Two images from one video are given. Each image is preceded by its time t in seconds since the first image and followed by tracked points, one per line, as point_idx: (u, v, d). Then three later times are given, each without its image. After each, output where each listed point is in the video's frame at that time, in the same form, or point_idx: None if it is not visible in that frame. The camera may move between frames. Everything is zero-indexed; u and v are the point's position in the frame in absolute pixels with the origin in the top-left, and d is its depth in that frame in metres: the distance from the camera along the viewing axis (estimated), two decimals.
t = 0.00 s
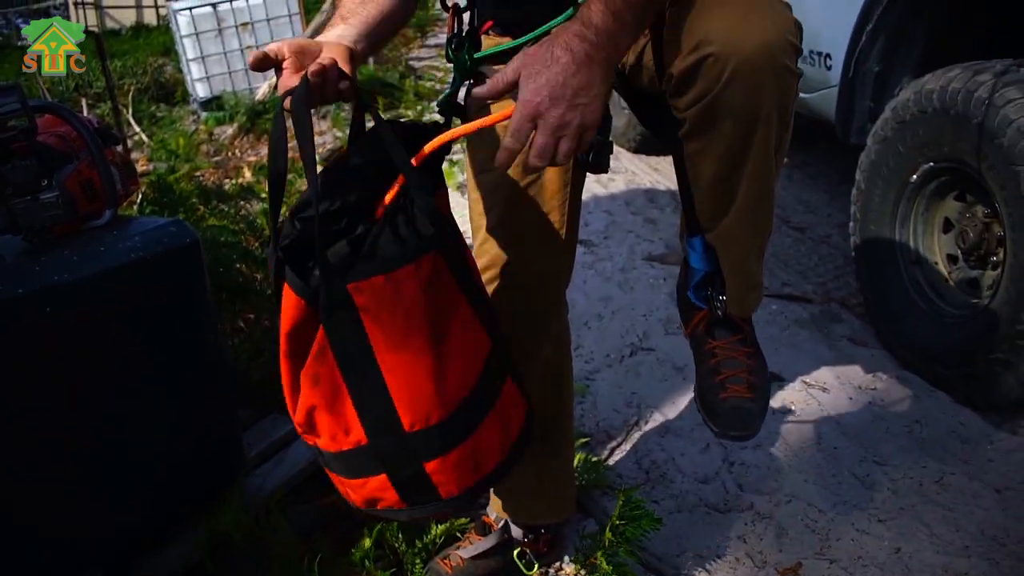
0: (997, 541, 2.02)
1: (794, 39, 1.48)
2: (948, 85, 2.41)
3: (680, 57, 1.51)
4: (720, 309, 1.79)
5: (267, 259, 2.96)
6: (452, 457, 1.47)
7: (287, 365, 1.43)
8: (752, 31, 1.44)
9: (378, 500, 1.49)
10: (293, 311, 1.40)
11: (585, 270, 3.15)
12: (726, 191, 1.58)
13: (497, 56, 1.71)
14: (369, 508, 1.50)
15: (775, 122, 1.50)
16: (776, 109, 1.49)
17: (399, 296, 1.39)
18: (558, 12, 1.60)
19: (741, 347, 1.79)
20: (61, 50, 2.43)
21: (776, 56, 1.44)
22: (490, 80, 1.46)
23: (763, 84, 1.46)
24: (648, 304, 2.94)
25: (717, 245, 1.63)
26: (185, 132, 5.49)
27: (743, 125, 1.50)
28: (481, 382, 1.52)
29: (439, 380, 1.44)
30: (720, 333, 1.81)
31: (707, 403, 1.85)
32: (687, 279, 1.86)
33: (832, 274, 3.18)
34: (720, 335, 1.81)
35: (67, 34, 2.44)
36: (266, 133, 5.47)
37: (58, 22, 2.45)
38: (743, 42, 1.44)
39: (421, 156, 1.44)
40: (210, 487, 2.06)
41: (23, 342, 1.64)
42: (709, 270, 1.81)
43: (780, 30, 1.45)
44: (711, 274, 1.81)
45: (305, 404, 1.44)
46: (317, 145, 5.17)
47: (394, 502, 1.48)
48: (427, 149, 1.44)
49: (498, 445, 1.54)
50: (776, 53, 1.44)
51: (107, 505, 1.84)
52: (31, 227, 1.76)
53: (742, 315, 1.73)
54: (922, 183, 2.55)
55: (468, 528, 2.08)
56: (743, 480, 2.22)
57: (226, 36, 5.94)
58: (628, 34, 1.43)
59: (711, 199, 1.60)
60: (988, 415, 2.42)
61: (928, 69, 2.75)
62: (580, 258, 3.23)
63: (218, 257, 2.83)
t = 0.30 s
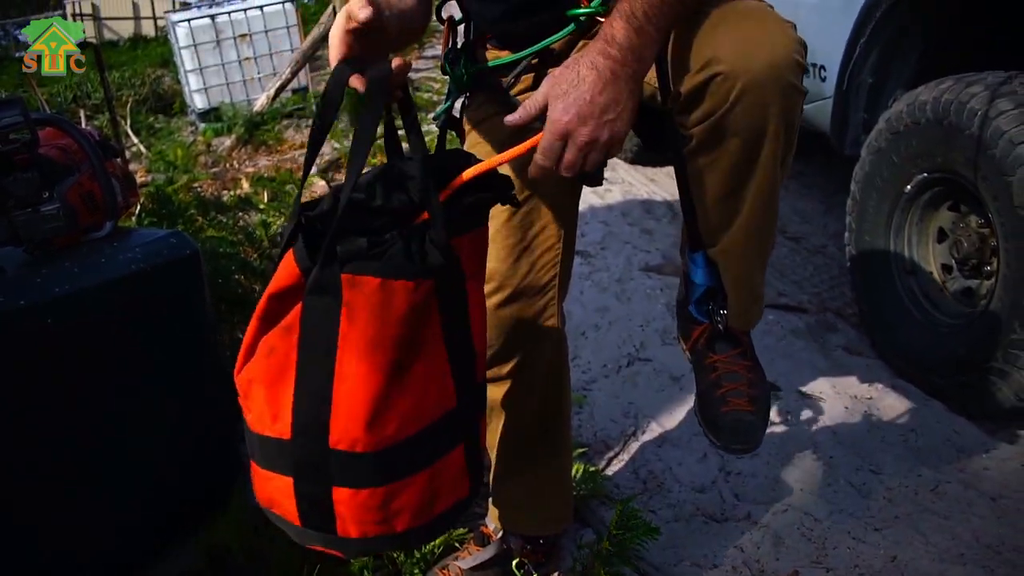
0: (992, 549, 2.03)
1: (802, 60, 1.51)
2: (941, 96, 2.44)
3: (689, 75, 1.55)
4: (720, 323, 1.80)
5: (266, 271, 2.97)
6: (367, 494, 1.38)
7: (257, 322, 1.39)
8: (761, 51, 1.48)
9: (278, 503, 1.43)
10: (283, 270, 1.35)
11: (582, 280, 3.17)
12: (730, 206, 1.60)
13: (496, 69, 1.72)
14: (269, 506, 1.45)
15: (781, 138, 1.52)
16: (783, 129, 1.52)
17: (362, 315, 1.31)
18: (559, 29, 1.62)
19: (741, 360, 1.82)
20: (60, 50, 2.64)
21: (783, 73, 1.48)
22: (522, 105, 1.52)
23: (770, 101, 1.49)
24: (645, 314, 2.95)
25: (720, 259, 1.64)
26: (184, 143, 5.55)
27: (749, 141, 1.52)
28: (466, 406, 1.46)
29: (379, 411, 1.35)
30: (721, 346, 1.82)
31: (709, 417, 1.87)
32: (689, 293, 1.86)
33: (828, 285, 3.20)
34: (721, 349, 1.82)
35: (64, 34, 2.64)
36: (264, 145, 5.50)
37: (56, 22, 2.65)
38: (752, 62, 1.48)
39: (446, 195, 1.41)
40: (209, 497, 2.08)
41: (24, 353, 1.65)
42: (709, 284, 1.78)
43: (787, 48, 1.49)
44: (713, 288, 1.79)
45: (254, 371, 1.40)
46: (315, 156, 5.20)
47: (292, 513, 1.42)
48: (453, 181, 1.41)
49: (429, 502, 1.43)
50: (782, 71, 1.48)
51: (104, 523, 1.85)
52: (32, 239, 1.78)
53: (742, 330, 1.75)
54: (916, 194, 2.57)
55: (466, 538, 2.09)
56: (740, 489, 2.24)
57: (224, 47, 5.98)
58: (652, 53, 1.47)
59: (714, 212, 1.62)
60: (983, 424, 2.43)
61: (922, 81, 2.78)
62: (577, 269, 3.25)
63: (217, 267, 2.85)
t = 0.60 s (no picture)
0: (991, 558, 2.04)
1: (807, 75, 1.48)
2: (937, 108, 2.46)
3: (692, 94, 1.50)
4: (726, 336, 1.83)
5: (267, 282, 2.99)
6: (405, 497, 1.44)
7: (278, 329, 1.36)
8: (766, 68, 1.45)
9: (299, 531, 1.40)
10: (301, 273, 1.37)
11: (582, 291, 3.19)
12: (735, 223, 1.58)
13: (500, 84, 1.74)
14: (279, 537, 1.41)
15: (785, 155, 1.50)
16: (788, 145, 1.49)
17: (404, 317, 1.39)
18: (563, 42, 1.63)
19: (747, 373, 1.84)
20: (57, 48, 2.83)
21: (788, 93, 1.44)
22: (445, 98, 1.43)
23: (775, 120, 1.46)
24: (644, 324, 2.97)
25: (724, 273, 1.63)
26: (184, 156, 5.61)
27: (754, 159, 1.50)
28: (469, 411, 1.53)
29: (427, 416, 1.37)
30: (727, 359, 1.85)
31: (713, 430, 1.86)
32: (693, 307, 1.88)
33: (826, 295, 3.22)
34: (727, 362, 1.85)
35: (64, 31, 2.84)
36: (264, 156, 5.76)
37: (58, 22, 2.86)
38: (757, 79, 1.44)
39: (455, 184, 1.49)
40: (210, 508, 2.08)
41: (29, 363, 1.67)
42: (712, 297, 1.82)
43: (790, 66, 1.45)
44: (716, 301, 1.83)
45: (288, 386, 1.37)
46: (314, 168, 5.23)
47: (317, 537, 1.41)
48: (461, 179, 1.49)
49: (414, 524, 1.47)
50: (787, 90, 1.45)
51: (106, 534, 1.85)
52: (36, 251, 1.79)
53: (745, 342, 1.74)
54: (913, 204, 2.59)
55: (467, 547, 2.10)
56: (740, 498, 2.24)
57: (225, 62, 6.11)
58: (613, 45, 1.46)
59: (717, 228, 1.59)
60: (982, 433, 2.44)
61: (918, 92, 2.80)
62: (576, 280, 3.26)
63: (218, 278, 2.88)
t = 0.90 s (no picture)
0: None
1: (818, 109, 1.49)
2: (936, 133, 2.49)
3: (704, 127, 1.51)
4: (732, 365, 1.83)
5: (271, 305, 3.01)
6: (491, 504, 1.37)
7: (363, 360, 1.23)
8: (778, 102, 1.46)
9: (402, 554, 1.30)
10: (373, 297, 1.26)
11: (584, 315, 3.20)
12: (744, 253, 1.57)
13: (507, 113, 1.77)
14: (379, 566, 1.30)
15: (796, 188, 1.50)
16: (799, 178, 1.50)
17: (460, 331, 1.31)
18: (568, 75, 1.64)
19: (751, 403, 1.85)
20: (59, 51, 2.95)
21: (800, 126, 1.46)
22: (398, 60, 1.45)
23: (787, 153, 1.46)
24: (646, 348, 2.98)
25: (732, 303, 1.62)
26: (188, 180, 5.67)
27: (765, 191, 1.50)
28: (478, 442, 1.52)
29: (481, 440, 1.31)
30: (731, 389, 1.85)
31: (718, 457, 1.86)
32: (700, 336, 1.89)
33: (828, 319, 3.23)
34: (732, 392, 1.85)
35: (63, 34, 2.97)
36: (268, 179, 5.86)
37: (57, 24, 2.99)
38: (770, 113, 1.45)
39: (470, 220, 1.60)
40: (214, 533, 2.08)
41: (36, 388, 1.68)
42: (719, 327, 1.81)
43: (804, 101, 1.47)
44: (723, 331, 1.83)
45: (385, 411, 1.25)
46: (317, 191, 5.28)
47: (418, 558, 1.31)
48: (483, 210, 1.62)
49: (493, 531, 1.41)
50: (800, 124, 1.46)
51: (110, 560, 1.85)
52: (45, 276, 1.81)
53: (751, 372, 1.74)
54: (914, 229, 2.61)
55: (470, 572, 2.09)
56: (743, 523, 2.24)
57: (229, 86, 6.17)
58: (546, 60, 1.56)
59: (725, 258, 1.59)
60: (985, 458, 2.44)
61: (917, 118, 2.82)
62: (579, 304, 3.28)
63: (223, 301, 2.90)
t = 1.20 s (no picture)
0: None
1: (818, 145, 1.52)
2: (931, 165, 2.51)
3: (706, 161, 1.53)
4: (731, 395, 1.84)
5: (271, 330, 3.03)
6: (542, 521, 1.41)
7: (409, 398, 1.26)
8: (778, 138, 1.48)
9: None
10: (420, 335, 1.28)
11: (582, 343, 3.22)
12: (744, 285, 1.59)
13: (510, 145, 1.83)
14: None
15: (796, 221, 1.52)
16: (799, 212, 1.52)
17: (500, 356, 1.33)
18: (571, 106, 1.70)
19: (749, 432, 1.85)
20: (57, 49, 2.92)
21: (801, 161, 1.48)
22: (436, 106, 1.48)
23: (788, 187, 1.49)
24: (644, 377, 2.98)
25: (731, 333, 1.63)
26: (189, 204, 5.72)
27: (766, 224, 1.52)
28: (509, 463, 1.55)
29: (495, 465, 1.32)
30: (730, 418, 1.86)
31: (717, 486, 1.87)
32: (699, 365, 1.90)
33: (825, 348, 3.25)
34: (730, 421, 1.86)
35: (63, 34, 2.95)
36: (267, 204, 5.91)
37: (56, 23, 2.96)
38: (770, 149, 1.48)
39: (520, 233, 1.47)
40: (212, 559, 2.08)
41: (37, 413, 1.69)
42: (718, 356, 1.83)
43: (805, 136, 1.49)
44: (722, 360, 1.84)
45: (432, 444, 1.28)
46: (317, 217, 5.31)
47: None
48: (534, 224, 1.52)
49: (546, 545, 1.44)
50: (800, 158, 1.48)
51: None
52: (48, 303, 1.82)
53: (750, 403, 1.74)
54: (910, 259, 2.63)
55: None
56: (741, 553, 2.24)
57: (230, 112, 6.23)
58: (574, 63, 1.56)
59: (725, 289, 1.60)
60: (982, 488, 2.45)
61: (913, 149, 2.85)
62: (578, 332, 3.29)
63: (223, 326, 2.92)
